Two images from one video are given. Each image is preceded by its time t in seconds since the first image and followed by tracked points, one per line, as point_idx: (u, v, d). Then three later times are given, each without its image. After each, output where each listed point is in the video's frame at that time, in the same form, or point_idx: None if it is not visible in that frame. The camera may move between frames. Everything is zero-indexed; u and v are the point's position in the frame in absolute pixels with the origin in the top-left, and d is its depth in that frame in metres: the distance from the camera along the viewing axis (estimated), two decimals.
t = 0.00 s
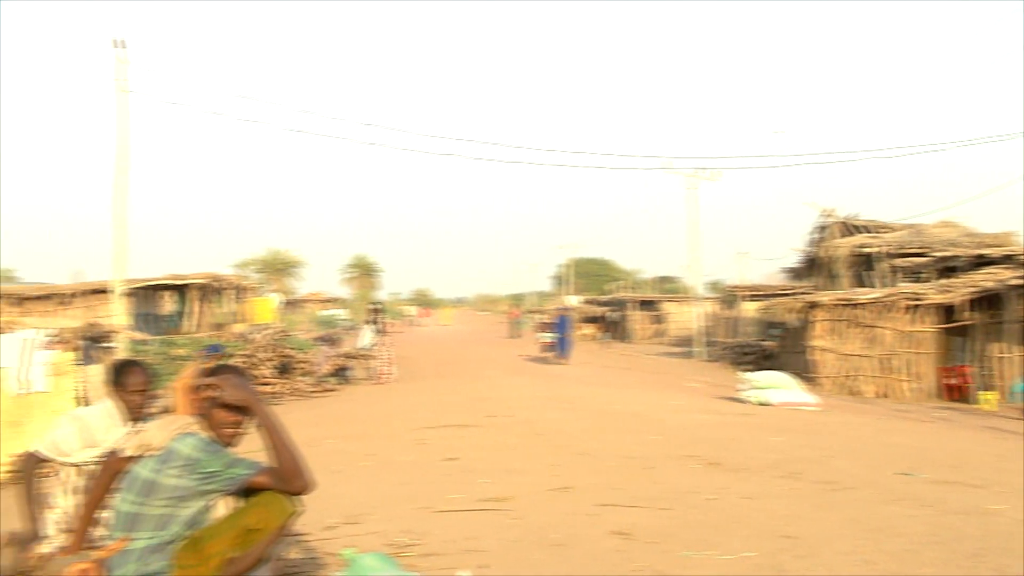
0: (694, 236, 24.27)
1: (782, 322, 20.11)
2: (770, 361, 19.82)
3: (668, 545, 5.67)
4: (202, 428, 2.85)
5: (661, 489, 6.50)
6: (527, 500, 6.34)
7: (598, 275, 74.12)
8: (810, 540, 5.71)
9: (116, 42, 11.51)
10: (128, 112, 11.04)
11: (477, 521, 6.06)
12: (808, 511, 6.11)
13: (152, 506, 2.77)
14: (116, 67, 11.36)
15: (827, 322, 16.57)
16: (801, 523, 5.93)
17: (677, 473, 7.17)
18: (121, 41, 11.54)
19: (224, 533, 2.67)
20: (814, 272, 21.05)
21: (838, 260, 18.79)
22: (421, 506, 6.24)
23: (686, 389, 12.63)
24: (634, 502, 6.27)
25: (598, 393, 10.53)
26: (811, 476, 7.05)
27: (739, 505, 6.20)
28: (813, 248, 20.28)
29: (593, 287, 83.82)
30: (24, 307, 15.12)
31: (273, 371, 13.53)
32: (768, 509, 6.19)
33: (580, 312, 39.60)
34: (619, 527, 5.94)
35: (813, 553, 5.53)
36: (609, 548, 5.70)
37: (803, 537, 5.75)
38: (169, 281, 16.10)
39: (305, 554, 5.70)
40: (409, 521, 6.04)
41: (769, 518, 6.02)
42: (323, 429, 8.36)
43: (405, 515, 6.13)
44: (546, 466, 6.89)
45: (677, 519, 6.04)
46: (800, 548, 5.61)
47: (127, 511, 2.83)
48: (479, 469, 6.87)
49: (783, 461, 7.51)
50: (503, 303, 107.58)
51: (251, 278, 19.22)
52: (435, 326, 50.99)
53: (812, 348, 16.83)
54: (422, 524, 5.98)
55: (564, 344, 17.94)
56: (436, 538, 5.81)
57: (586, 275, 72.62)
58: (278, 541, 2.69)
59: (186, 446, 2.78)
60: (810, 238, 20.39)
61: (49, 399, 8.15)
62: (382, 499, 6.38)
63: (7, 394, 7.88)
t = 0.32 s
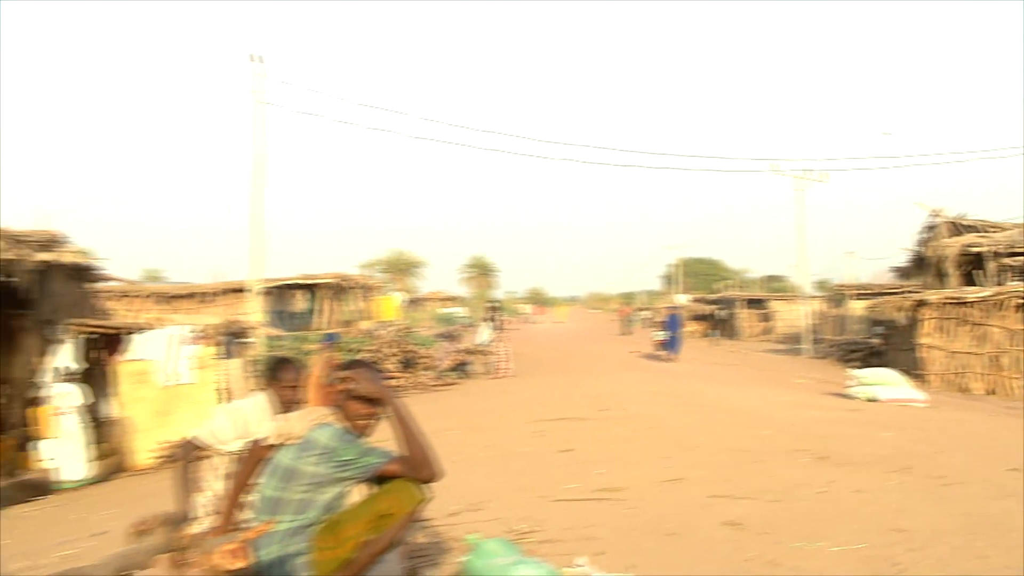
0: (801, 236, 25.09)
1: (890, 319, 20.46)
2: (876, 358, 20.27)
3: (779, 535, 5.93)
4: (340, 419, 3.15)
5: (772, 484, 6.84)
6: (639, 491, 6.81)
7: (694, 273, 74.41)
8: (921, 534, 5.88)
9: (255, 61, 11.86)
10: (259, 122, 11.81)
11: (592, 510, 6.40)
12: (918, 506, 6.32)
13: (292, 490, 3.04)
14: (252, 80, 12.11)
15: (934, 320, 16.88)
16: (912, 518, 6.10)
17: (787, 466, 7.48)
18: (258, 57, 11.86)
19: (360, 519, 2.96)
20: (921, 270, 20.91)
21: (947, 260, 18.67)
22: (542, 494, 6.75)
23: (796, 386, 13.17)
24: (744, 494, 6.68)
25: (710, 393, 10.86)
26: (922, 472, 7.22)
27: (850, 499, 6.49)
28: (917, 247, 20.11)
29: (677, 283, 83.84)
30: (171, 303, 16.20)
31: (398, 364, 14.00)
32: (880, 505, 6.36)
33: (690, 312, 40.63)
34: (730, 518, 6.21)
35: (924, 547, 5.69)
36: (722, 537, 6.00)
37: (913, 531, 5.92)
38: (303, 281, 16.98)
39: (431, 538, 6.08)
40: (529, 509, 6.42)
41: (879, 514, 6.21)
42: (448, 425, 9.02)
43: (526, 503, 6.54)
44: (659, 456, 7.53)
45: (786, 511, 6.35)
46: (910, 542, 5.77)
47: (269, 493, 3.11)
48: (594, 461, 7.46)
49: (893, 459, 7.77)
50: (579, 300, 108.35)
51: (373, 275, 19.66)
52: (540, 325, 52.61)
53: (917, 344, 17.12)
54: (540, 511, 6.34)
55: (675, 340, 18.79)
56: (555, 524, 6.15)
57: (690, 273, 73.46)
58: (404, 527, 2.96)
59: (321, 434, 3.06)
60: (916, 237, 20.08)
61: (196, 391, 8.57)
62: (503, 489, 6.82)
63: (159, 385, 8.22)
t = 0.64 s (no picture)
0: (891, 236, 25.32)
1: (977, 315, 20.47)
2: (964, 353, 20.22)
3: (871, 521, 6.53)
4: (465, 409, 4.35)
5: (864, 471, 7.48)
6: (738, 478, 7.65)
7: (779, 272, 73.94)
8: (1010, 520, 6.32)
9: (381, 80, 15.22)
10: (387, 143, 13.04)
11: (694, 496, 7.29)
12: (1008, 494, 6.76)
13: (424, 472, 4.25)
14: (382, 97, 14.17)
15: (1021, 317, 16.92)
16: (1002, 506, 6.53)
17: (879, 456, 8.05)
18: (385, 78, 15.22)
19: (491, 497, 4.21)
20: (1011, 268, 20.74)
21: None
22: (647, 479, 7.75)
23: (885, 379, 13.56)
24: (838, 480, 7.38)
25: (806, 385, 11.41)
26: (1011, 462, 7.60)
27: (942, 487, 7.03)
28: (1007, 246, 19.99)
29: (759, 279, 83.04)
30: (308, 300, 17.53)
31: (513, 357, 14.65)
32: (969, 494, 6.85)
33: (784, 309, 40.95)
34: (825, 503, 6.94)
35: (1014, 532, 6.11)
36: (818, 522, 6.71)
37: (1002, 518, 6.35)
38: (424, 280, 19.28)
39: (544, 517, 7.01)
40: (636, 493, 7.41)
41: (969, 501, 6.68)
42: (560, 415, 9.98)
43: (632, 487, 7.53)
44: (755, 444, 8.37)
45: (878, 497, 6.98)
46: (1001, 528, 6.21)
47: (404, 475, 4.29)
48: (693, 448, 8.41)
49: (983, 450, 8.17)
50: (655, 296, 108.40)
51: (482, 275, 21.64)
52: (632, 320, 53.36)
53: (1005, 341, 17.15)
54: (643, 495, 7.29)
55: (769, 336, 19.25)
56: (658, 507, 7.06)
57: (782, 273, 72.89)
58: (527, 504, 4.23)
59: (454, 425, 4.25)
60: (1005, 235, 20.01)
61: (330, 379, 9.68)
62: (612, 475, 7.83)
63: (298, 375, 9.44)
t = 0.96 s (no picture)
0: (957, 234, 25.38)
1: None
2: None
3: (935, 507, 7.23)
4: (556, 401, 5.21)
5: (930, 459, 8.09)
6: (808, 465, 8.29)
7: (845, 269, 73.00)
8: None
9: (472, 94, 16.13)
10: (479, 155, 14.05)
11: (767, 483, 8.02)
12: None
13: (516, 459, 5.28)
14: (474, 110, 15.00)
15: None
16: None
17: (942, 445, 8.65)
18: (478, 95, 16.09)
19: (580, 481, 5.06)
20: None
21: None
22: (720, 465, 8.44)
23: (948, 372, 13.95)
24: (904, 467, 8.00)
25: (874, 377, 11.85)
26: None
27: (1004, 475, 7.66)
28: None
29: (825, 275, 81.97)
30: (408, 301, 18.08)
31: (594, 352, 15.35)
32: None
33: (847, 306, 41.08)
34: (891, 489, 7.64)
35: None
36: (886, 508, 7.43)
37: None
38: (513, 281, 20.41)
39: (627, 499, 7.85)
40: (711, 478, 8.19)
41: None
42: (638, 405, 10.69)
43: (707, 473, 8.28)
44: (824, 432, 8.96)
45: (943, 483, 7.63)
46: None
47: (499, 461, 5.33)
48: (765, 437, 9.01)
49: None
50: (718, 292, 107.73)
51: (566, 275, 22.64)
52: (696, 317, 53.66)
53: None
54: (718, 480, 8.08)
55: (839, 336, 19.09)
56: (732, 492, 7.86)
57: (849, 272, 72.00)
58: (611, 488, 5.02)
59: (545, 415, 5.14)
60: None
61: (425, 371, 10.98)
62: (689, 460, 8.58)
63: (397, 367, 10.82)
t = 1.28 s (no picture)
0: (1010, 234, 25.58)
1: None
2: None
3: (987, 494, 8.00)
4: (628, 392, 5.92)
5: (979, 449, 8.83)
6: (863, 454, 8.88)
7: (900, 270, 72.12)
8: None
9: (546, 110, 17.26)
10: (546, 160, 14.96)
11: (824, 470, 8.63)
12: None
13: (588, 446, 6.16)
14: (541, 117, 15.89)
15: None
16: None
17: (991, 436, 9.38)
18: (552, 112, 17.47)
19: (649, 467, 5.79)
20: None
21: None
22: (778, 453, 9.03)
23: (997, 366, 14.41)
24: (955, 457, 8.74)
25: (925, 371, 12.28)
26: None
27: None
28: None
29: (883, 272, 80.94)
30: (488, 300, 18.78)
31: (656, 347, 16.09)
32: None
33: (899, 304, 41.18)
34: (945, 477, 8.33)
35: None
36: (939, 494, 8.16)
37: None
38: (584, 281, 21.17)
39: (691, 484, 8.57)
40: (770, 466, 8.78)
41: None
42: (699, 396, 11.30)
43: (768, 461, 8.87)
44: (877, 423, 9.52)
45: (993, 473, 8.38)
46: None
47: (573, 448, 6.25)
48: (822, 427, 9.58)
49: None
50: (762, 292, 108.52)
51: (630, 276, 23.35)
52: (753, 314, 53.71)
53: None
54: (778, 467, 8.69)
55: (891, 332, 19.25)
56: (791, 479, 8.48)
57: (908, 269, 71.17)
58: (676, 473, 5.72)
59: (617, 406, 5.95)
60: None
61: (503, 363, 11.96)
62: (750, 448, 9.19)
63: (477, 361, 11.63)
